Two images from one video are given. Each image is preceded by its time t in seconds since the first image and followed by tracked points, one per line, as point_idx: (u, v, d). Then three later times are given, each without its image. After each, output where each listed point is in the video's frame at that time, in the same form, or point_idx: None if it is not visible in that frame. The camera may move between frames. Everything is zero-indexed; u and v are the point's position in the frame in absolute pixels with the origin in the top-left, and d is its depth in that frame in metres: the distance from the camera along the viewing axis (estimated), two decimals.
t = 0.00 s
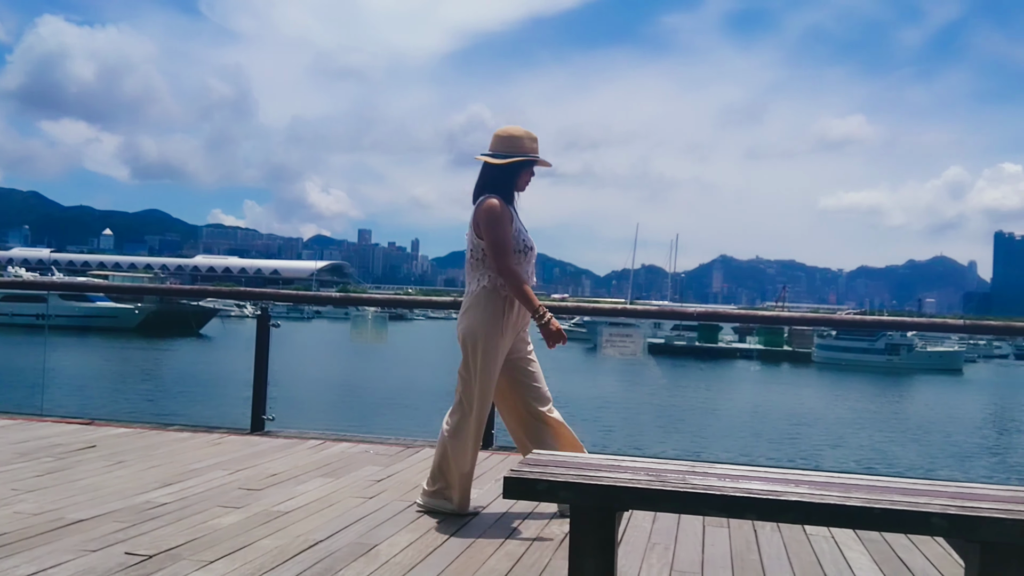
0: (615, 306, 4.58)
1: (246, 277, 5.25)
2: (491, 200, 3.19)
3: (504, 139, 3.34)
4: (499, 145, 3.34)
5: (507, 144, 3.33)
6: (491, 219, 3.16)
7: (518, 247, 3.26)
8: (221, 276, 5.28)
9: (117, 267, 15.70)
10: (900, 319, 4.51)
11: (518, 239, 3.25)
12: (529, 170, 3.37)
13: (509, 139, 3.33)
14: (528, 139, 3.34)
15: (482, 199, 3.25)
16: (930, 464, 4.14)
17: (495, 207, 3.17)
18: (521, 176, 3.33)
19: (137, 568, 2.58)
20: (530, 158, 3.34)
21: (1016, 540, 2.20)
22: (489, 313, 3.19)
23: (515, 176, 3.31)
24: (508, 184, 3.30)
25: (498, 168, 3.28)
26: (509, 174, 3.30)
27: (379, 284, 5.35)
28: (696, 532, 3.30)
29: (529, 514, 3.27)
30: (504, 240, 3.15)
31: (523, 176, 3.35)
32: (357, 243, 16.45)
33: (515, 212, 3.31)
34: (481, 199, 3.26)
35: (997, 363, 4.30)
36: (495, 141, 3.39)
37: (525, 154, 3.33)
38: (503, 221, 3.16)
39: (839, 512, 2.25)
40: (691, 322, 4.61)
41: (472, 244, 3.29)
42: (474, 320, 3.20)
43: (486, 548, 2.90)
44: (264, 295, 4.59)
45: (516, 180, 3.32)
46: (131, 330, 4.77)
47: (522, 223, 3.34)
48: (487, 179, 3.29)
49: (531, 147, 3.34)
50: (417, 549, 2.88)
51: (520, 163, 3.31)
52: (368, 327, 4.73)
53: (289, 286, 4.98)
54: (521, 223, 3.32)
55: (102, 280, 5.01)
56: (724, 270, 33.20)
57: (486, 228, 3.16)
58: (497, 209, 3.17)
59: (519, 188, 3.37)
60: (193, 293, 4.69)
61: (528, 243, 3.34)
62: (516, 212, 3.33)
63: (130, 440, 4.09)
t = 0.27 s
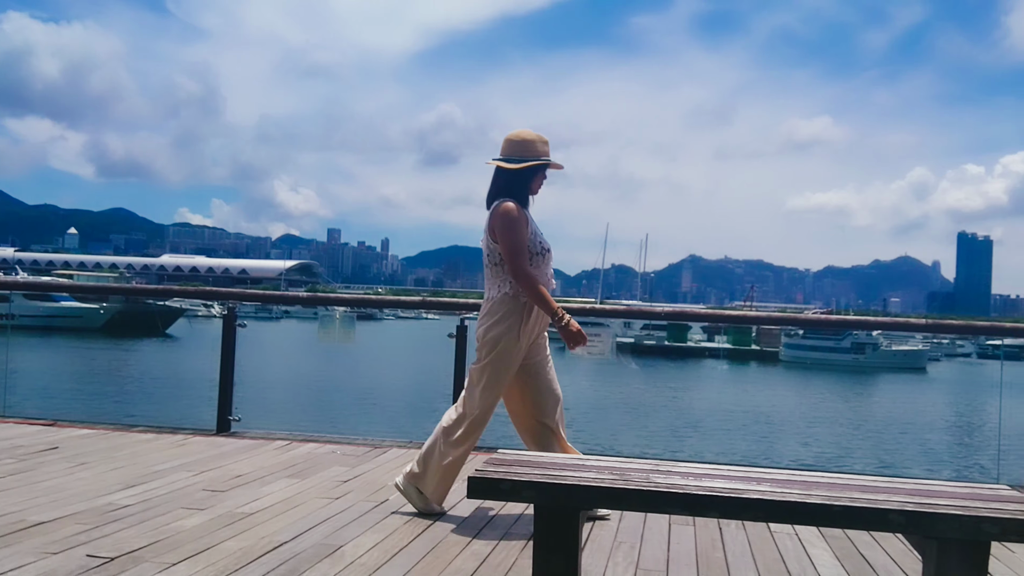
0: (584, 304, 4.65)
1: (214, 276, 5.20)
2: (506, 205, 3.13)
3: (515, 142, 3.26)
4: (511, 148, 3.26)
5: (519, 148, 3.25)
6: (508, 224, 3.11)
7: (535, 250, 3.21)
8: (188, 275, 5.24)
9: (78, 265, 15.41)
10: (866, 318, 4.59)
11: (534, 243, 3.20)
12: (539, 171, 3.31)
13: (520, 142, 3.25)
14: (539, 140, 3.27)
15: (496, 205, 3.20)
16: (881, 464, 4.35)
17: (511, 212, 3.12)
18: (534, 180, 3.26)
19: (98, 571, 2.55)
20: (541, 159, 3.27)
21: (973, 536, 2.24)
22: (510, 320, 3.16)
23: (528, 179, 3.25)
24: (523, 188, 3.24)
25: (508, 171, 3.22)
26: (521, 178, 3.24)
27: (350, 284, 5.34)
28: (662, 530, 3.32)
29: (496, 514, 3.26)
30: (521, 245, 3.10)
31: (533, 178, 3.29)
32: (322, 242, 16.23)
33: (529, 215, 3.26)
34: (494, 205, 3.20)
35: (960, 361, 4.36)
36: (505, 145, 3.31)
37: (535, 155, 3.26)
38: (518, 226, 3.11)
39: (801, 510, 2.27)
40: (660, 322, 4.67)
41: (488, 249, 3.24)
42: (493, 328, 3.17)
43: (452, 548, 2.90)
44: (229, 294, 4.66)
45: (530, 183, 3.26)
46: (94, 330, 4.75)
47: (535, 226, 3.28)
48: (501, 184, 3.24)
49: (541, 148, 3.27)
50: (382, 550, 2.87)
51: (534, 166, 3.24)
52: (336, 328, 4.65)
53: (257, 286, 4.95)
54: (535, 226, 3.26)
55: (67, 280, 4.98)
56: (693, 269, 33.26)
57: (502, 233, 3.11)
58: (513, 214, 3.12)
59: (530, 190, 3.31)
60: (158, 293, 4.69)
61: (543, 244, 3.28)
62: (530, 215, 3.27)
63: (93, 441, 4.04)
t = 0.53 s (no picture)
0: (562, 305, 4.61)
1: (187, 276, 5.16)
2: (516, 198, 3.12)
3: (524, 139, 3.29)
4: (520, 145, 3.29)
5: (529, 144, 3.28)
6: (515, 217, 3.09)
7: (545, 245, 3.19)
8: (160, 274, 5.20)
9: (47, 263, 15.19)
10: (837, 318, 4.61)
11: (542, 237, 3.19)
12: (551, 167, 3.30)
13: (529, 138, 3.28)
14: (548, 136, 3.28)
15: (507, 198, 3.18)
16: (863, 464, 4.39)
17: (523, 204, 3.10)
18: (545, 175, 3.28)
19: (65, 572, 2.53)
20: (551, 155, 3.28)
21: (937, 533, 2.27)
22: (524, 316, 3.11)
23: (538, 174, 3.26)
24: (533, 183, 3.24)
25: (520, 165, 3.22)
26: (532, 172, 3.24)
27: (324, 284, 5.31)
28: (634, 529, 3.34)
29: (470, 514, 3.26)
30: (529, 238, 3.09)
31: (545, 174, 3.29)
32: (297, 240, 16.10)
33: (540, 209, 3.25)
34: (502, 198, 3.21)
35: (929, 361, 4.40)
36: (513, 142, 3.33)
37: (544, 150, 3.27)
38: (530, 218, 3.09)
39: (768, 508, 2.29)
40: (634, 322, 4.71)
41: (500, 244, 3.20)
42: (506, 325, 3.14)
43: (424, 548, 2.90)
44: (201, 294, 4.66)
45: (539, 179, 3.27)
46: (68, 330, 4.70)
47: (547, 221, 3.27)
48: (510, 178, 3.24)
49: (551, 144, 3.28)
50: (354, 550, 2.86)
51: (543, 161, 3.25)
52: (309, 327, 4.63)
53: (230, 286, 4.92)
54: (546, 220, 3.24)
55: (37, 279, 4.92)
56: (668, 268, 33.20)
57: (513, 226, 3.08)
58: (525, 206, 3.10)
59: (542, 186, 3.30)
60: (130, 292, 4.68)
61: (553, 239, 3.26)
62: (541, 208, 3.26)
63: (61, 442, 3.99)
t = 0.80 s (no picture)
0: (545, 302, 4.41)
1: (160, 274, 5.12)
2: (519, 197, 3.17)
3: (533, 135, 3.31)
4: (531, 142, 3.30)
5: (540, 141, 3.30)
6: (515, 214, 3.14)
7: (550, 242, 3.23)
8: (133, 273, 5.16)
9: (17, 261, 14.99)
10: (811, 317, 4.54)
11: (545, 236, 3.21)
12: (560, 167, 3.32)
13: (538, 136, 3.30)
14: (558, 135, 3.29)
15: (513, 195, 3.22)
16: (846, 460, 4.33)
17: (526, 202, 3.14)
18: (556, 173, 3.30)
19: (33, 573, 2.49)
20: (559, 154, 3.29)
21: (904, 529, 2.29)
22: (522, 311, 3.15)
23: (547, 172, 3.28)
24: (542, 181, 3.26)
25: (528, 163, 3.26)
26: (540, 171, 3.26)
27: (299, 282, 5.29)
28: (608, 526, 3.35)
29: (443, 512, 3.25)
30: (525, 236, 3.12)
31: (555, 172, 3.30)
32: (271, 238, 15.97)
33: (548, 208, 3.28)
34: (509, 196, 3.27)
35: (902, 359, 4.52)
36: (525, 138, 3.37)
37: (554, 149, 3.29)
38: (533, 216, 3.13)
39: (739, 505, 2.31)
40: (612, 319, 4.62)
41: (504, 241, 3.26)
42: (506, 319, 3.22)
43: (397, 547, 2.89)
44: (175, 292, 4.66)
45: (551, 176, 3.29)
46: (39, 328, 4.69)
47: (553, 220, 3.28)
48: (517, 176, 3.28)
49: (560, 143, 3.29)
50: (327, 550, 2.85)
51: (554, 159, 3.27)
52: (283, 324, 4.70)
53: (204, 284, 4.90)
54: (551, 220, 3.26)
55: (5, 277, 4.84)
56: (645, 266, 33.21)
57: (514, 222, 3.12)
58: (529, 204, 3.14)
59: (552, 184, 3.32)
60: (104, 291, 4.68)
61: (557, 238, 3.27)
62: (549, 207, 3.28)
63: (31, 442, 3.94)
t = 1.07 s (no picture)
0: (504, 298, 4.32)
1: (127, 272, 5.08)
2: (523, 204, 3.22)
3: (545, 141, 3.33)
4: (543, 148, 3.32)
5: (552, 147, 3.31)
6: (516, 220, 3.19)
7: (557, 248, 3.24)
8: (100, 271, 5.11)
9: None
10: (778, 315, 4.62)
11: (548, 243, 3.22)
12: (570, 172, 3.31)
13: (551, 141, 3.32)
14: (568, 141, 3.30)
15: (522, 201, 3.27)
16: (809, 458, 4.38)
17: (530, 207, 3.19)
18: (568, 178, 3.31)
19: None
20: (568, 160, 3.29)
21: (865, 525, 2.32)
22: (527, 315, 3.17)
23: (560, 176, 3.30)
24: (554, 185, 3.29)
25: (537, 168, 3.29)
26: (549, 176, 3.28)
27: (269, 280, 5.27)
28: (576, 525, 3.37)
29: (410, 511, 3.25)
30: (523, 239, 3.16)
31: (565, 178, 3.31)
32: (240, 237, 15.85)
33: (557, 214, 3.29)
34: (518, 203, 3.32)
35: (867, 357, 4.54)
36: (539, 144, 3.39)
37: (563, 155, 3.30)
38: (535, 221, 3.17)
39: (703, 502, 2.32)
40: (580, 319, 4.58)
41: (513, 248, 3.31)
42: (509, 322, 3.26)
43: (363, 547, 2.88)
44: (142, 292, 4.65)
45: (563, 181, 3.31)
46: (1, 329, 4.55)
47: (561, 225, 3.27)
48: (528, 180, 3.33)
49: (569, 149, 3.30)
50: (292, 550, 2.83)
51: (565, 164, 3.28)
52: (250, 324, 4.65)
53: (172, 282, 4.86)
54: (558, 225, 3.26)
55: None
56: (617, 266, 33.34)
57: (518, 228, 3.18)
58: (529, 209, 3.18)
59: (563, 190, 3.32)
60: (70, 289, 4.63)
61: (562, 244, 3.26)
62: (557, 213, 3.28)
63: None
